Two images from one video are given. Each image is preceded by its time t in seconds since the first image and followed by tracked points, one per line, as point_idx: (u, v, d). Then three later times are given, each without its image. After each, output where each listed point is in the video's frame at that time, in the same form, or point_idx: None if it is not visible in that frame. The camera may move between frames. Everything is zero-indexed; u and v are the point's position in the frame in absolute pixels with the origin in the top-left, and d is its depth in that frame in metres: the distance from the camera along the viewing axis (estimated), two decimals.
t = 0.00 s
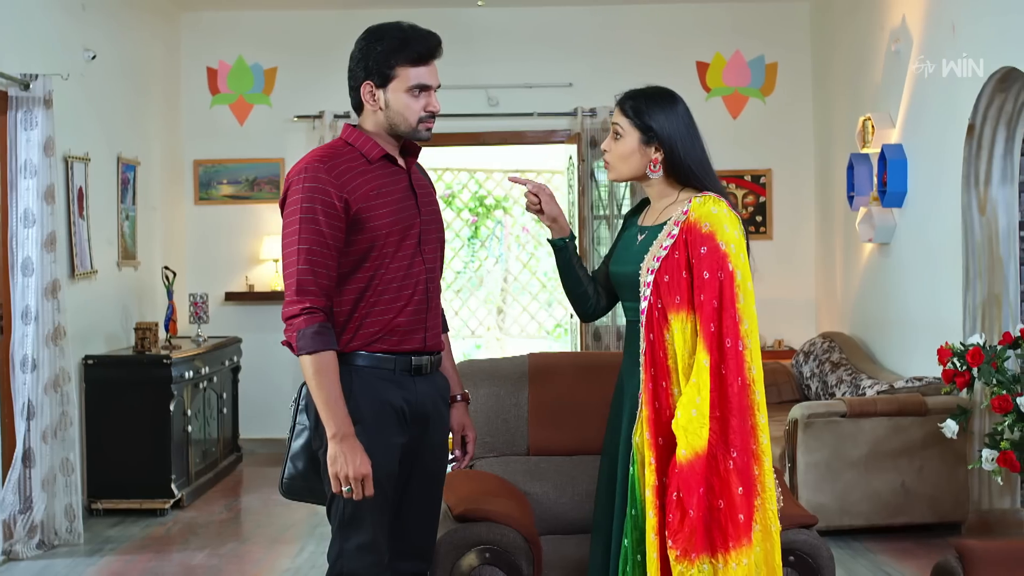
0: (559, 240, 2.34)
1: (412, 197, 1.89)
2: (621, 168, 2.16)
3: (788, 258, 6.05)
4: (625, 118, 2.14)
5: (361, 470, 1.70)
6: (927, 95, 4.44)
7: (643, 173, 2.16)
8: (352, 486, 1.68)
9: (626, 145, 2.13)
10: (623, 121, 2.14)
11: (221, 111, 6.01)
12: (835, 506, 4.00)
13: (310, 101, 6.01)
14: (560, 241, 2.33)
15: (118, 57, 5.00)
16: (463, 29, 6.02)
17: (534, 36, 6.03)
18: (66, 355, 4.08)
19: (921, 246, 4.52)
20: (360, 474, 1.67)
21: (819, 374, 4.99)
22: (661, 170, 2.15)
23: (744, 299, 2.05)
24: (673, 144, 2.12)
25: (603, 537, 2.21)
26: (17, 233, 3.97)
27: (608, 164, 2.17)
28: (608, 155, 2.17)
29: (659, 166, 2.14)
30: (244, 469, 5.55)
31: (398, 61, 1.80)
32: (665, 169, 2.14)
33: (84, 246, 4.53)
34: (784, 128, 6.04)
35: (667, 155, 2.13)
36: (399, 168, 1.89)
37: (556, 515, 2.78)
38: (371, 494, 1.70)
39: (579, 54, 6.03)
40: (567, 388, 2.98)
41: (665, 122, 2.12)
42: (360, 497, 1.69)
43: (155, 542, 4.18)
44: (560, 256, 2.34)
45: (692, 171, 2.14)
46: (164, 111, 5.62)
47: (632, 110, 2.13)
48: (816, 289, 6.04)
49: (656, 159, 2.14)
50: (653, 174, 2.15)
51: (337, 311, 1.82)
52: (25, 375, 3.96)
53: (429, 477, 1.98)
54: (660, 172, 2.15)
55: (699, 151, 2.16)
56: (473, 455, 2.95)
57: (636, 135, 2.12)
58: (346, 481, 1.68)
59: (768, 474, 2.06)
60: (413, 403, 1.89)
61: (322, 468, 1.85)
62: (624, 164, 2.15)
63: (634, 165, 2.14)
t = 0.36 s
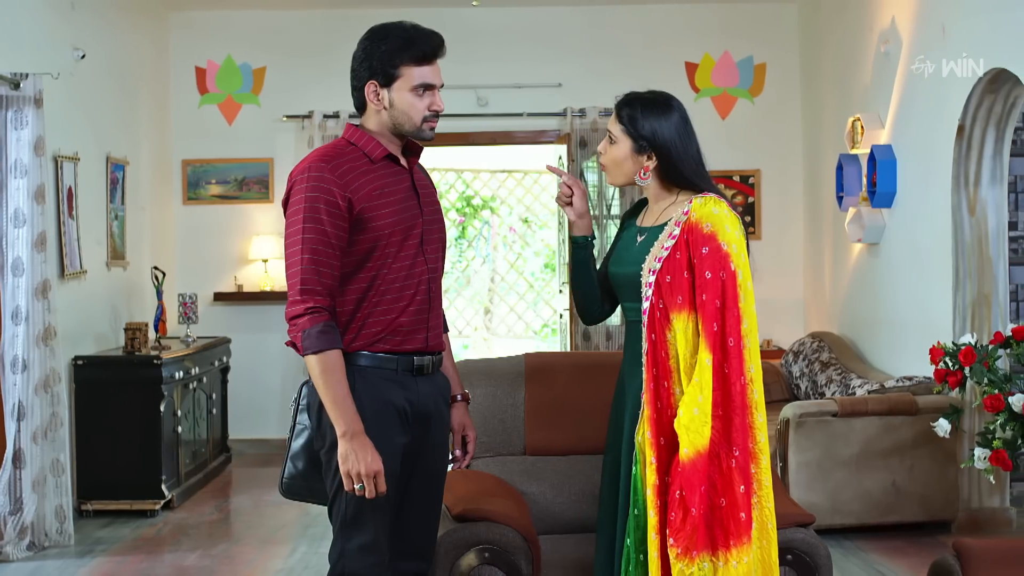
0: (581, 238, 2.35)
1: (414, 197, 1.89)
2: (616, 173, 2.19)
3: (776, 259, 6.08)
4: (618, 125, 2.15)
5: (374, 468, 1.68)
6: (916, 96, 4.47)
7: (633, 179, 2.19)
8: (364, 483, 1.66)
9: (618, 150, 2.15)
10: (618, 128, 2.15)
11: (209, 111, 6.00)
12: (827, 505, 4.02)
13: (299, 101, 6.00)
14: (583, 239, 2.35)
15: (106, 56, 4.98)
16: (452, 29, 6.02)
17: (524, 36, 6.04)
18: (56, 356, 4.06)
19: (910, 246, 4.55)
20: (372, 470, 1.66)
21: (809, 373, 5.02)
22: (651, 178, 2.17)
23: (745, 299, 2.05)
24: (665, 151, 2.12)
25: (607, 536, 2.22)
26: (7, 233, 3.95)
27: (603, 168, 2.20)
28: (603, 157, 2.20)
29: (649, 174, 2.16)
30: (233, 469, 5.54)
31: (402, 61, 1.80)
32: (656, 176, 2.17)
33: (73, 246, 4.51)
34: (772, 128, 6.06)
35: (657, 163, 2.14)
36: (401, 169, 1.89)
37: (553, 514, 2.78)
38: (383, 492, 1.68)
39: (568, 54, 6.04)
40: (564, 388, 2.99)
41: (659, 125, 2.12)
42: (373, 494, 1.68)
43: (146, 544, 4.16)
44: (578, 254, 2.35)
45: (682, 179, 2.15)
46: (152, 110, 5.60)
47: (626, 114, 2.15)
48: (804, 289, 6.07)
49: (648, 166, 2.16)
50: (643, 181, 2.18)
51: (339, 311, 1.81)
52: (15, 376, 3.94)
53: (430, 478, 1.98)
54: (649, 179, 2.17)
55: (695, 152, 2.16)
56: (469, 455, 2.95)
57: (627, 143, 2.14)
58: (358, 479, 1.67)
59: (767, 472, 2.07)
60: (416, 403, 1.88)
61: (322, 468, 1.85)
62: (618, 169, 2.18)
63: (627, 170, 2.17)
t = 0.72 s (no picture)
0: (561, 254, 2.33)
1: (418, 197, 1.87)
2: (639, 155, 2.17)
3: (767, 258, 6.10)
4: (648, 108, 2.16)
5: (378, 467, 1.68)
6: (909, 97, 4.48)
7: (659, 163, 2.18)
8: (368, 483, 1.65)
9: (646, 133, 2.15)
10: (645, 110, 2.16)
11: (201, 111, 5.98)
12: (821, 504, 4.03)
13: (291, 101, 6.00)
14: (563, 256, 2.33)
15: (98, 56, 4.97)
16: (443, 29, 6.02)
17: (516, 37, 6.04)
18: (49, 356, 4.05)
19: (902, 246, 4.57)
20: (377, 470, 1.65)
21: (801, 372, 5.04)
22: (679, 162, 2.16)
23: (745, 298, 2.04)
24: (691, 138, 2.14)
25: (612, 538, 2.22)
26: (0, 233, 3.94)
27: (626, 151, 2.19)
28: (627, 142, 2.19)
29: (676, 158, 2.16)
30: (225, 469, 5.52)
31: (406, 60, 1.79)
32: (683, 162, 2.16)
33: (66, 246, 4.50)
34: (763, 129, 6.08)
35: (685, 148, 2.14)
36: (406, 169, 1.87)
37: (553, 515, 2.80)
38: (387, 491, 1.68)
39: (560, 54, 6.05)
40: (563, 388, 2.99)
41: (691, 121, 2.14)
42: (377, 495, 1.67)
43: (140, 545, 4.15)
44: (562, 270, 2.34)
45: (705, 170, 2.16)
46: (143, 110, 5.59)
47: (658, 102, 2.15)
48: (795, 290, 6.09)
49: (674, 151, 2.15)
50: (670, 166, 2.17)
51: (344, 312, 1.79)
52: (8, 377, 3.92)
53: (435, 479, 1.96)
54: (676, 165, 2.16)
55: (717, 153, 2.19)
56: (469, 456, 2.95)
57: (656, 124, 2.15)
58: (362, 479, 1.66)
59: (770, 472, 2.06)
60: (419, 404, 1.86)
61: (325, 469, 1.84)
62: (643, 152, 2.17)
63: (652, 153, 2.16)
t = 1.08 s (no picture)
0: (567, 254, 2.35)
1: (421, 197, 1.87)
2: (642, 158, 2.18)
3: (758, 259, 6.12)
4: (651, 109, 2.17)
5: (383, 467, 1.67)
6: (901, 97, 4.50)
7: (663, 164, 2.18)
8: (373, 482, 1.65)
9: (649, 134, 2.16)
10: (649, 112, 2.17)
11: (192, 111, 5.97)
12: (815, 504, 4.04)
13: (283, 100, 5.99)
14: (569, 256, 2.34)
15: (90, 55, 4.95)
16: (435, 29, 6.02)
17: (508, 37, 6.05)
18: (43, 356, 4.03)
19: (893, 247, 4.59)
20: (382, 469, 1.65)
21: (793, 372, 5.06)
22: (683, 162, 2.17)
23: (751, 297, 2.05)
24: (694, 138, 2.15)
25: (615, 534, 2.23)
26: None
27: (630, 155, 2.20)
28: (631, 144, 2.20)
29: (680, 158, 2.16)
30: (217, 470, 5.51)
31: (410, 59, 1.79)
32: (686, 162, 2.17)
33: (58, 246, 4.48)
34: (754, 129, 6.10)
35: (689, 148, 2.15)
36: (409, 168, 1.86)
37: (553, 515, 2.80)
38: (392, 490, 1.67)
39: (551, 55, 6.06)
40: (563, 387, 3.00)
41: (695, 120, 2.15)
42: (383, 494, 1.67)
43: (134, 545, 4.14)
44: (569, 270, 2.36)
45: (711, 168, 2.16)
46: (134, 109, 5.57)
47: (661, 103, 2.17)
48: (786, 290, 6.11)
49: (678, 151, 2.16)
50: (674, 166, 2.18)
51: (348, 312, 1.79)
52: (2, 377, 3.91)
53: (439, 478, 1.95)
54: (680, 165, 2.17)
55: (721, 152, 2.19)
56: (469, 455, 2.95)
57: (660, 125, 2.16)
58: (368, 478, 1.65)
59: (775, 470, 2.05)
60: (423, 403, 1.86)
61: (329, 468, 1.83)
62: (646, 153, 2.18)
63: (655, 154, 2.17)
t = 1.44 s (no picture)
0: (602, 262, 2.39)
1: (427, 197, 1.86)
2: (645, 159, 2.19)
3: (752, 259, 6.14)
4: (653, 111, 2.17)
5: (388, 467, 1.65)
6: (897, 98, 4.52)
7: (665, 165, 2.19)
8: (381, 483, 1.63)
9: (650, 136, 2.16)
10: (650, 113, 2.18)
11: (186, 111, 5.96)
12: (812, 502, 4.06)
13: (277, 100, 5.98)
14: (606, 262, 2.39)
15: (84, 54, 4.94)
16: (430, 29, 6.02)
17: (502, 37, 6.05)
18: (40, 356, 4.02)
19: (889, 247, 4.61)
20: (389, 469, 1.63)
21: (789, 372, 5.08)
22: (685, 164, 2.18)
23: (764, 296, 2.06)
24: (697, 139, 2.15)
25: (624, 534, 2.23)
26: None
27: (632, 157, 2.20)
28: (633, 146, 2.21)
29: (682, 160, 2.17)
30: (212, 471, 5.50)
31: (417, 59, 1.79)
32: (689, 163, 2.17)
33: (54, 246, 4.47)
34: (748, 130, 6.12)
35: (692, 148, 2.16)
36: (415, 169, 1.86)
37: (556, 514, 2.80)
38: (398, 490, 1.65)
39: (546, 55, 6.07)
40: (566, 387, 3.00)
41: (695, 120, 2.15)
42: (390, 494, 1.65)
43: (131, 546, 4.13)
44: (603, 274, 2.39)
45: (717, 167, 2.16)
46: (128, 109, 5.56)
47: (662, 104, 2.17)
48: (780, 290, 6.13)
49: (679, 153, 2.17)
50: (676, 168, 2.18)
51: (354, 311, 1.78)
52: None
53: (444, 477, 1.94)
54: (682, 166, 2.18)
55: (724, 151, 2.19)
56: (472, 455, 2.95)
57: (661, 126, 2.16)
58: (375, 479, 1.63)
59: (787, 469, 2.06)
60: (430, 403, 1.84)
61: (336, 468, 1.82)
62: (648, 155, 2.18)
63: (657, 156, 2.17)
